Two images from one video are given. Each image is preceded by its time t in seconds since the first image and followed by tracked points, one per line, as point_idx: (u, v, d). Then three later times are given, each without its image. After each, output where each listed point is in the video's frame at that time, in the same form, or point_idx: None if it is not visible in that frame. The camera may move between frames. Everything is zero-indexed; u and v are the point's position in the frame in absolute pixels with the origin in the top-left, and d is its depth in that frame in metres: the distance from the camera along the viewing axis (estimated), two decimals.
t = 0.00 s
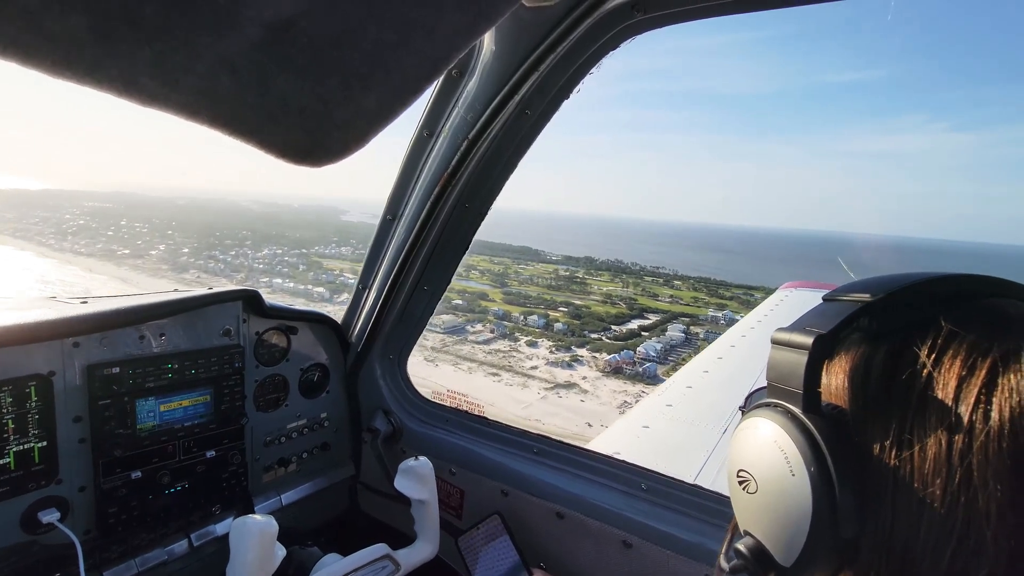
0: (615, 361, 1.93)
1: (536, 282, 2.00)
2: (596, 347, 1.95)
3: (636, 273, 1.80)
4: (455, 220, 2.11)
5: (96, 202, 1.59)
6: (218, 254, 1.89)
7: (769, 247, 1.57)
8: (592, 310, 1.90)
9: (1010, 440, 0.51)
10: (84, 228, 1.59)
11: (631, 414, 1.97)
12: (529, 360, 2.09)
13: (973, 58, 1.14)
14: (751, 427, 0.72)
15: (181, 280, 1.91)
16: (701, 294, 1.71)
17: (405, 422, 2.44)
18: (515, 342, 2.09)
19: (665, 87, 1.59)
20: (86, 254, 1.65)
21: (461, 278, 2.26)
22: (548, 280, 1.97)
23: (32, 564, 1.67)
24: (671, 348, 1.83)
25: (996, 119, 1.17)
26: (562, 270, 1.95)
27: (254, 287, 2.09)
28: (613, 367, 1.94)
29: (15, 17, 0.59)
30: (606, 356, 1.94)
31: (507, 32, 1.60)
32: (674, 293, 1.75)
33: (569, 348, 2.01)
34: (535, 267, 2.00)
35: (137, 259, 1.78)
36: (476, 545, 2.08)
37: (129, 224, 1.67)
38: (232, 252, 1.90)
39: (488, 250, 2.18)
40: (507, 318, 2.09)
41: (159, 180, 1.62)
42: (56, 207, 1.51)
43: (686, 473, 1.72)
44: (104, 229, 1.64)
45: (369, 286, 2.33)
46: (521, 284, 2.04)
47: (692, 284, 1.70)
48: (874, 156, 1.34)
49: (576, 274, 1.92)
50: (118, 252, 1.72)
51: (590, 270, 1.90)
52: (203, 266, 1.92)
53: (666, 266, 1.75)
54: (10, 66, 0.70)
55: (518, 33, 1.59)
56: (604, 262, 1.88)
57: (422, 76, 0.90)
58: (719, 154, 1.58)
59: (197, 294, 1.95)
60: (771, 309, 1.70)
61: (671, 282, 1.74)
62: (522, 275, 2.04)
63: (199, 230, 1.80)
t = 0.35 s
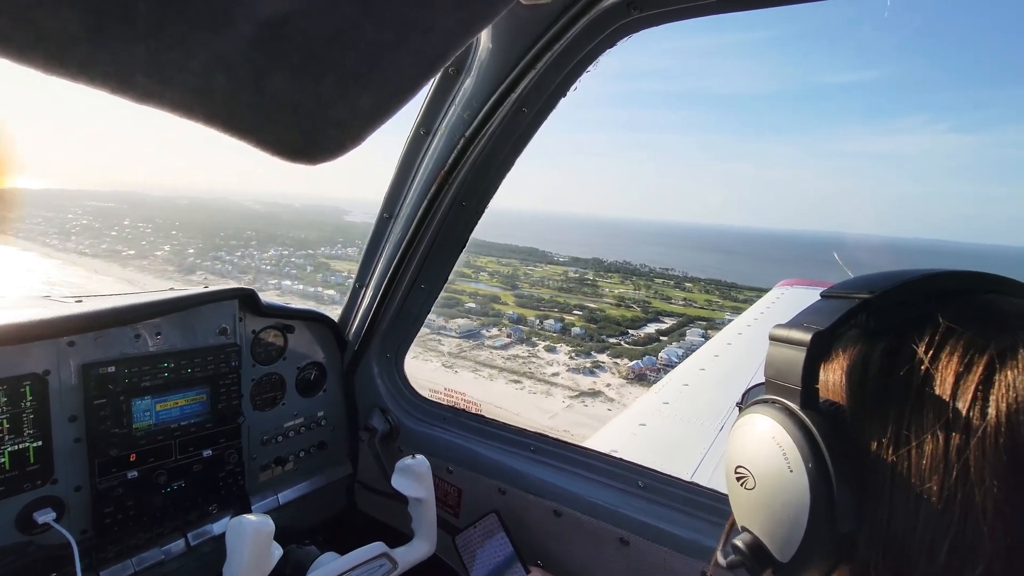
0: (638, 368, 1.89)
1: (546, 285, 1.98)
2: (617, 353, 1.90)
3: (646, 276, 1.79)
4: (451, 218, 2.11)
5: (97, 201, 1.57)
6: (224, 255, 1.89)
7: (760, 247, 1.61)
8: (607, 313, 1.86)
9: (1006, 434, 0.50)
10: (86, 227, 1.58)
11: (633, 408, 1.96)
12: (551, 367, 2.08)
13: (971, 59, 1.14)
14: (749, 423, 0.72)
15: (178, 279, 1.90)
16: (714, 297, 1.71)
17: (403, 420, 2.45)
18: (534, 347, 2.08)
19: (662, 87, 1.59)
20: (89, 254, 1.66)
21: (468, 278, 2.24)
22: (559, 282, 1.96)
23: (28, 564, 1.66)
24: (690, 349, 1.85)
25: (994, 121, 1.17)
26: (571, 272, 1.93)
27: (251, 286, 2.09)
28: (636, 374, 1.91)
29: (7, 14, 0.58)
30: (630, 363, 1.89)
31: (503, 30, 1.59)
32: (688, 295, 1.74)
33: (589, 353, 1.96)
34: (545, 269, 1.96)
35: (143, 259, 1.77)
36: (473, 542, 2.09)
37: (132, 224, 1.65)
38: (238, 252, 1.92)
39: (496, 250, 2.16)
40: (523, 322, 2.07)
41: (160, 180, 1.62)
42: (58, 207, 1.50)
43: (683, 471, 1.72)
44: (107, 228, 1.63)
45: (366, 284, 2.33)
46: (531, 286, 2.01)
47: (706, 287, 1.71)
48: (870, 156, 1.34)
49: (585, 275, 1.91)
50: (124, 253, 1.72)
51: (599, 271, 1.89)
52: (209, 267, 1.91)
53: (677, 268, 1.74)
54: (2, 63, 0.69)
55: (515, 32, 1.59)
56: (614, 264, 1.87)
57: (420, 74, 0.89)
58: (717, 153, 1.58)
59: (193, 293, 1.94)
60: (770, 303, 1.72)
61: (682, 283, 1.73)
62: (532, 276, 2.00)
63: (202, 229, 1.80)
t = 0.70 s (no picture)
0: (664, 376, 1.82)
1: (558, 287, 1.96)
2: (639, 359, 1.85)
3: (655, 278, 1.76)
4: (451, 217, 2.10)
5: (101, 202, 1.59)
6: (231, 257, 1.92)
7: (757, 247, 1.55)
8: (623, 317, 1.83)
9: (893, 432, 0.51)
10: (90, 229, 1.60)
11: (631, 409, 1.94)
12: (573, 374, 2.00)
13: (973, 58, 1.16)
14: (675, 428, 0.76)
15: (177, 279, 1.91)
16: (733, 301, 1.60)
17: (401, 419, 2.45)
18: (554, 353, 2.02)
19: (664, 87, 1.58)
20: (95, 255, 1.67)
21: (480, 281, 2.21)
22: (570, 284, 1.95)
23: (28, 564, 1.66)
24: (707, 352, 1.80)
25: (997, 122, 1.18)
26: (580, 275, 1.92)
27: (250, 284, 2.08)
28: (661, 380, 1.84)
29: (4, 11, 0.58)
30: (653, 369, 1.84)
31: (503, 29, 1.59)
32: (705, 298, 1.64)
33: (611, 360, 1.90)
34: (553, 271, 1.96)
35: (150, 262, 1.80)
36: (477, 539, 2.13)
37: (138, 225, 1.67)
38: (246, 254, 1.95)
39: (506, 253, 2.12)
40: (540, 327, 2.03)
41: (163, 180, 1.62)
42: (61, 206, 1.51)
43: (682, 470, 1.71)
44: (111, 229, 1.64)
45: (365, 284, 2.32)
46: (544, 289, 1.98)
47: (719, 289, 1.60)
48: (869, 156, 1.34)
49: (596, 277, 1.90)
50: (129, 254, 1.73)
51: (607, 272, 1.87)
52: (218, 269, 1.94)
53: (686, 269, 1.68)
54: None
55: (516, 31, 1.58)
56: (623, 265, 1.83)
57: (419, 73, 0.89)
58: (719, 154, 1.58)
59: (191, 293, 1.94)
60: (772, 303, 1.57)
61: (694, 285, 1.65)
62: (543, 279, 1.98)
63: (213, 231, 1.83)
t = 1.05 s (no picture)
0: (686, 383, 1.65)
1: (569, 290, 1.91)
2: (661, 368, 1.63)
3: (664, 280, 1.70)
4: (450, 217, 2.10)
5: (103, 202, 1.57)
6: (238, 258, 1.94)
7: (758, 248, 1.58)
8: (638, 321, 1.72)
9: (957, 504, 0.43)
10: (93, 228, 1.59)
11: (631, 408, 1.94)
12: (597, 381, 1.92)
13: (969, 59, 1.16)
14: (670, 498, 0.62)
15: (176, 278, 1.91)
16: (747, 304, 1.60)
17: (400, 418, 2.45)
18: (574, 359, 1.92)
19: (664, 87, 1.58)
20: (101, 256, 1.67)
21: (491, 285, 2.13)
22: (581, 288, 1.89)
23: (25, 563, 1.66)
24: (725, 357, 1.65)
25: (998, 123, 1.19)
26: (588, 278, 1.87)
27: (248, 283, 2.07)
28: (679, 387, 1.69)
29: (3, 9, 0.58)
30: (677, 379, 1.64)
31: (503, 28, 1.59)
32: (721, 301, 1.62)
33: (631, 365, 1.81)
34: (559, 272, 1.93)
35: (156, 263, 1.81)
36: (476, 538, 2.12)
37: (141, 225, 1.67)
38: (251, 255, 1.95)
39: (514, 255, 2.08)
40: (558, 332, 1.93)
41: (166, 180, 1.62)
42: (65, 207, 1.51)
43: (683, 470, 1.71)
44: (115, 229, 1.63)
45: (364, 283, 2.31)
46: (557, 293, 1.93)
47: (732, 291, 1.59)
48: (867, 157, 1.35)
49: (608, 280, 1.83)
50: (137, 256, 1.74)
51: (615, 274, 1.82)
52: (225, 271, 1.97)
53: (696, 272, 1.65)
54: None
55: (515, 30, 1.58)
56: (632, 268, 1.78)
57: (417, 72, 0.89)
58: (717, 152, 1.58)
59: (189, 292, 1.94)
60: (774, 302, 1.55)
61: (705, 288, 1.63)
62: (554, 281, 1.93)
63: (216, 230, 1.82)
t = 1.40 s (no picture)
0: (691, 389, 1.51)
1: (582, 291, 1.83)
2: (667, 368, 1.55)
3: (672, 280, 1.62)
4: (450, 217, 2.10)
5: (108, 203, 1.59)
6: (245, 259, 1.97)
7: (758, 248, 1.51)
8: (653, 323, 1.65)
9: (688, 426, 0.53)
10: (99, 230, 1.61)
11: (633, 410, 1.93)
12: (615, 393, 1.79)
13: (972, 59, 1.16)
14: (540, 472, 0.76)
15: (173, 277, 1.91)
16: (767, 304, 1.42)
17: (399, 418, 2.45)
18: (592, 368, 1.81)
19: (667, 87, 1.57)
20: (107, 258, 1.70)
21: (501, 286, 2.08)
22: (593, 289, 1.81)
23: (22, 562, 1.66)
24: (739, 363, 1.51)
25: (996, 123, 1.20)
26: (600, 279, 1.80)
27: (247, 284, 2.06)
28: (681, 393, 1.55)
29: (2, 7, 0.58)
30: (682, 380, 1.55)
31: (503, 29, 1.58)
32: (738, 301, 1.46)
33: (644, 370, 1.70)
34: (570, 274, 1.88)
35: (163, 265, 1.84)
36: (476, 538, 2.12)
37: (146, 226, 1.68)
38: (259, 256, 1.98)
39: (521, 255, 2.04)
40: (572, 336, 1.85)
41: (167, 180, 1.62)
42: (69, 207, 1.52)
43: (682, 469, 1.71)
44: (120, 231, 1.65)
45: (364, 283, 2.31)
46: (569, 294, 1.85)
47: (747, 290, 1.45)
48: (867, 157, 1.35)
49: (619, 281, 1.76)
50: (142, 257, 1.76)
51: (624, 275, 1.74)
52: (233, 273, 2.01)
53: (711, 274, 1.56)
54: None
55: (516, 30, 1.58)
56: (642, 269, 1.70)
57: (417, 72, 0.89)
58: (720, 152, 1.57)
59: (189, 291, 1.94)
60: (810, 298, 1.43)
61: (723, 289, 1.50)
62: (565, 283, 1.88)
63: (217, 229, 1.83)
